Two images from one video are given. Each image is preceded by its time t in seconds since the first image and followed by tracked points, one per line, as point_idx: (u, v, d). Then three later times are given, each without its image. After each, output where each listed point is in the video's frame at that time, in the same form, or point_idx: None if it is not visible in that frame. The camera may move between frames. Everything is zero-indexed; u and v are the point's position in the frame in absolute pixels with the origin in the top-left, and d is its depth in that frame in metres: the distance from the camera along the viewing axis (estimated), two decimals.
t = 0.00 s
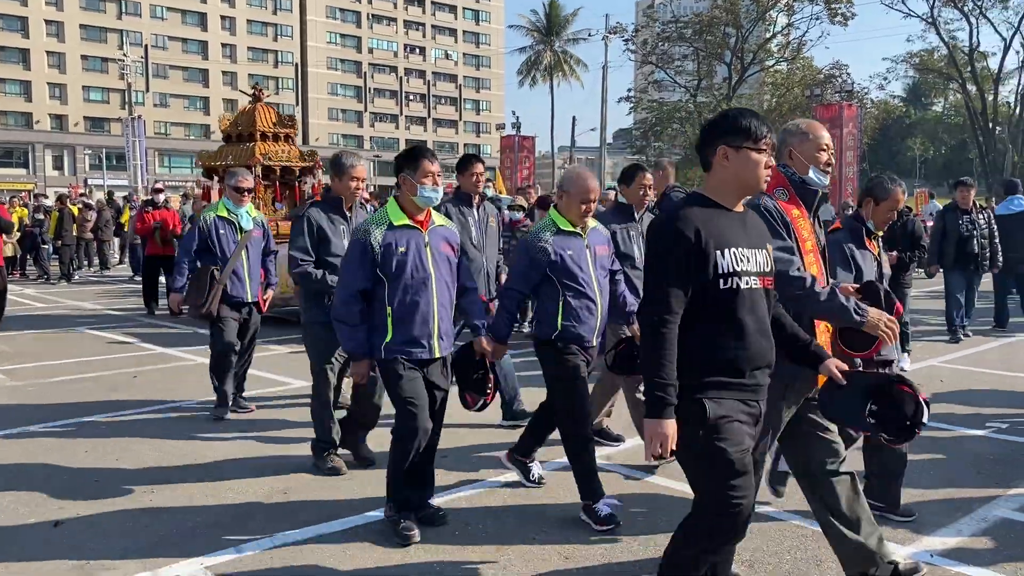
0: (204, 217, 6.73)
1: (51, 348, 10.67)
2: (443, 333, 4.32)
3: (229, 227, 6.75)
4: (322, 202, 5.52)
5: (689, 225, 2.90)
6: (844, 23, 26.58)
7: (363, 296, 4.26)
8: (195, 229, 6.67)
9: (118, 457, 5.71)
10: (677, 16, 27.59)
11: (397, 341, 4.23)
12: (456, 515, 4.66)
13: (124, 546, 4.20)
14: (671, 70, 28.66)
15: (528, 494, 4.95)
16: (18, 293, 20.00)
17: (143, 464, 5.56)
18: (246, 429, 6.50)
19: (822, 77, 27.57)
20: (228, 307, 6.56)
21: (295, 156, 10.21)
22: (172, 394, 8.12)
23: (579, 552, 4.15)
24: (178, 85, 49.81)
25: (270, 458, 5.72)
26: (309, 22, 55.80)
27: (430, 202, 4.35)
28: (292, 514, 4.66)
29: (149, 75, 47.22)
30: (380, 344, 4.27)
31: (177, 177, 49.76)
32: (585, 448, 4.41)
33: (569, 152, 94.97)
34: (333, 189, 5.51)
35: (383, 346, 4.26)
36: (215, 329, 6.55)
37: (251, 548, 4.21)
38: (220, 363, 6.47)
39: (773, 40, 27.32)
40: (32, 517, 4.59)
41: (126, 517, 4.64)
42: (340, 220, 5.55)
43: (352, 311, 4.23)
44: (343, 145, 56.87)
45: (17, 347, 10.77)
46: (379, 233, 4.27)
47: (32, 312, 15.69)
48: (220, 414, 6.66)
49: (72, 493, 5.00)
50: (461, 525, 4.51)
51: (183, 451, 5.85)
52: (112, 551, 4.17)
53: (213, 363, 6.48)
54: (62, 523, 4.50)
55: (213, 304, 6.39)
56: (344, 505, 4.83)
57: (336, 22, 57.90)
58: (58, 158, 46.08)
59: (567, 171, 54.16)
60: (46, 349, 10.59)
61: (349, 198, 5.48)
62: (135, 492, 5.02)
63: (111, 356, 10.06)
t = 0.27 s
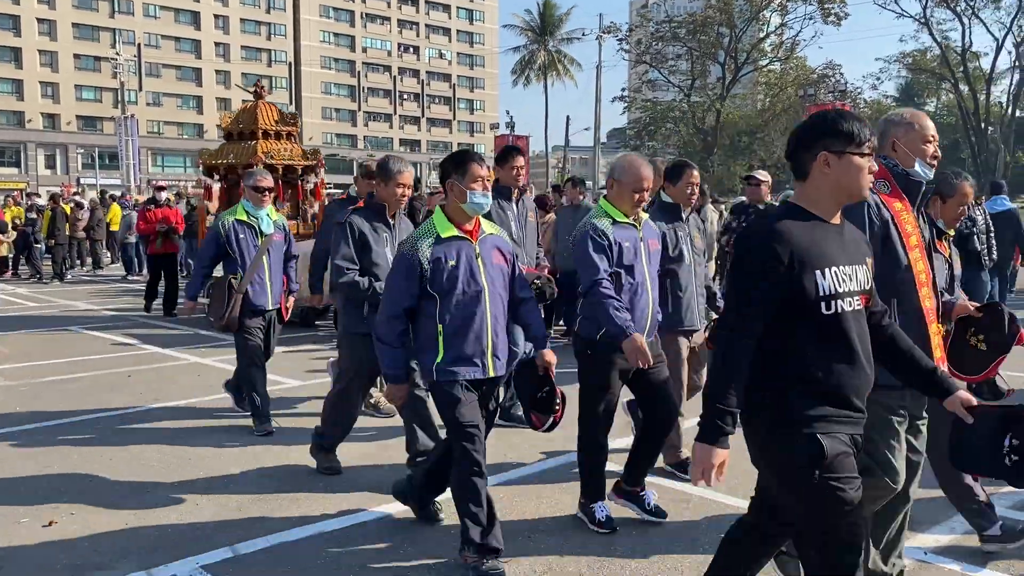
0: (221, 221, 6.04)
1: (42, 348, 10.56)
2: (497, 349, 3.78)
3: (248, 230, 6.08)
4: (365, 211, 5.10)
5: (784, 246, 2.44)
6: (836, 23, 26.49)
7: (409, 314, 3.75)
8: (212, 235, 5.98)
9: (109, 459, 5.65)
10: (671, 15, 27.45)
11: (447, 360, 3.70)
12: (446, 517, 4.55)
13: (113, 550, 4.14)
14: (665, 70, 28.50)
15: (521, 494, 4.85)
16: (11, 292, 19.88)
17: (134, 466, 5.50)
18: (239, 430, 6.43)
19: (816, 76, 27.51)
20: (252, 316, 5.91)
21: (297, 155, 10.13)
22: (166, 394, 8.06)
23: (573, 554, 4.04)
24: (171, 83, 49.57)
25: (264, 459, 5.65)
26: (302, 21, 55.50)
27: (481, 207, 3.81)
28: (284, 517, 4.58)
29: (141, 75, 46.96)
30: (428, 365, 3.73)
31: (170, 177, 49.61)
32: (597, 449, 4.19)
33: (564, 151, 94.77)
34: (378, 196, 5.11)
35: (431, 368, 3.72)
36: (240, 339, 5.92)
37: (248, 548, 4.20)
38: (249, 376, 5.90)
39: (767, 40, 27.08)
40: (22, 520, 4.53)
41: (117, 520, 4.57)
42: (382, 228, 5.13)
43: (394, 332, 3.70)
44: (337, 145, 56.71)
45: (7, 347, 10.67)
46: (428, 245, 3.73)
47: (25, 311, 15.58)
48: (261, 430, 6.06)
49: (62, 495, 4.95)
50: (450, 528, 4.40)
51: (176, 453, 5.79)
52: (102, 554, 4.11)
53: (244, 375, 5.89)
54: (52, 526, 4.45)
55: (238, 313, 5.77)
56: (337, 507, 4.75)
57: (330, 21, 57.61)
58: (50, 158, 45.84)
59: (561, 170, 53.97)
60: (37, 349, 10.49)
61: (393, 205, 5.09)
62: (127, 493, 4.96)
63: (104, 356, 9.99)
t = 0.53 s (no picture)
0: (257, 214, 5.89)
1: (41, 348, 10.52)
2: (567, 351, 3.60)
3: (285, 228, 5.95)
4: (419, 202, 4.83)
5: (911, 232, 2.29)
6: (836, 24, 26.48)
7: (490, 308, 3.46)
8: (249, 230, 5.82)
9: (109, 462, 5.64)
10: (671, 16, 27.34)
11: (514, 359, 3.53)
12: (440, 519, 4.48)
13: (118, 545, 4.14)
14: (667, 70, 28.24)
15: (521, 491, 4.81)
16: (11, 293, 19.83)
17: (137, 468, 5.48)
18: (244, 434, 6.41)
19: (817, 77, 27.40)
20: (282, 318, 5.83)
21: (308, 155, 10.06)
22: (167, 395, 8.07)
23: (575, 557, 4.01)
24: (172, 85, 49.49)
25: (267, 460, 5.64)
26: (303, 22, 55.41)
27: (552, 197, 3.60)
28: (287, 516, 4.55)
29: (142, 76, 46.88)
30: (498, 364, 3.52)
31: (171, 178, 49.70)
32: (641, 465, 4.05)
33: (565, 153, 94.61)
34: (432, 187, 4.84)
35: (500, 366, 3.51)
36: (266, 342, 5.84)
37: (249, 549, 4.13)
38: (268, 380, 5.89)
39: (768, 41, 26.84)
40: (25, 518, 4.54)
41: (122, 518, 4.56)
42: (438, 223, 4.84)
43: (476, 325, 3.40)
44: (338, 146, 56.63)
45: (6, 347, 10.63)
46: (497, 232, 3.54)
47: (25, 312, 15.54)
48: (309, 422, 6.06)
49: (64, 494, 4.95)
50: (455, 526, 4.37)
51: (176, 455, 5.77)
52: (106, 551, 4.12)
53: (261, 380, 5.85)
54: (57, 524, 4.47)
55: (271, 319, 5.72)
56: (338, 506, 4.71)
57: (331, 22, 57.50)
58: (51, 159, 45.86)
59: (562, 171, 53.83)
60: (35, 349, 10.45)
61: (451, 197, 4.81)
62: (131, 492, 4.95)
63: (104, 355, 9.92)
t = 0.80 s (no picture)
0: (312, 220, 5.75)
1: (50, 351, 10.57)
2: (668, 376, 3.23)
3: (340, 235, 5.78)
4: (478, 216, 4.46)
5: None
6: (843, 26, 26.46)
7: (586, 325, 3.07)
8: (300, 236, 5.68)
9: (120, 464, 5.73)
10: (678, 19, 27.28)
11: (612, 383, 3.15)
12: (447, 521, 4.49)
13: (122, 550, 4.16)
14: (674, 73, 28.38)
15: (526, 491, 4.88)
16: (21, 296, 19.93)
17: (148, 471, 5.56)
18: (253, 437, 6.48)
19: (824, 79, 27.36)
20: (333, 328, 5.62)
21: (326, 157, 10.09)
22: (177, 398, 8.13)
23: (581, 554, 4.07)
24: (182, 88, 49.66)
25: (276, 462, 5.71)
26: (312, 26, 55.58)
27: (652, 207, 3.21)
28: (296, 515, 4.63)
29: (152, 80, 47.06)
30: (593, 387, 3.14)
31: (180, 181, 49.88)
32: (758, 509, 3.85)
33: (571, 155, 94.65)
34: (495, 201, 4.47)
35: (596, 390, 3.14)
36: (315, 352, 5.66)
37: (262, 550, 4.17)
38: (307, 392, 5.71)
39: (776, 43, 27.15)
40: (38, 518, 4.63)
41: (133, 517, 4.65)
42: (500, 242, 4.44)
43: (571, 347, 3.02)
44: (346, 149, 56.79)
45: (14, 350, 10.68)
46: (594, 243, 3.13)
47: (34, 315, 15.60)
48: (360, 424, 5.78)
49: (76, 495, 5.04)
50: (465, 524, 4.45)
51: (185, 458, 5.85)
52: (118, 549, 4.20)
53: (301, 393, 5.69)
54: (69, 524, 4.55)
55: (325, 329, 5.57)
56: (346, 505, 4.78)
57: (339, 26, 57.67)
58: (61, 162, 45.98)
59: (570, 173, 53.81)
60: (45, 352, 10.51)
61: (514, 211, 4.44)
62: (135, 495, 5.00)
63: (112, 358, 10.00)
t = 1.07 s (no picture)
0: (364, 224, 5.43)
1: (68, 353, 10.62)
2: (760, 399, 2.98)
3: (394, 239, 5.46)
4: (558, 214, 4.32)
5: None
6: (859, 30, 26.19)
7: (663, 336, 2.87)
8: (354, 242, 5.37)
9: (137, 472, 5.72)
10: (692, 22, 27.06)
11: (708, 396, 2.86)
12: (459, 529, 4.47)
13: (134, 560, 4.13)
14: (687, 77, 27.90)
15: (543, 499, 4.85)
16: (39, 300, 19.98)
17: (165, 477, 5.55)
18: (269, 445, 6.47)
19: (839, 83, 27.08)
20: (398, 338, 5.31)
21: (351, 161, 10.00)
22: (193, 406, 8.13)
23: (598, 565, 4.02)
24: (197, 93, 49.81)
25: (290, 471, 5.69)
26: (326, 32, 55.67)
27: (758, 207, 2.96)
28: (309, 524, 4.59)
29: (168, 85, 47.25)
30: (681, 400, 2.89)
31: (195, 186, 50.05)
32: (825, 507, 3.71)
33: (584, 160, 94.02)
34: (570, 197, 4.32)
35: (684, 403, 2.88)
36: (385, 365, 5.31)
37: (278, 552, 4.22)
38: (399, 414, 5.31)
39: (791, 47, 26.87)
40: (55, 524, 4.63)
41: (149, 524, 4.64)
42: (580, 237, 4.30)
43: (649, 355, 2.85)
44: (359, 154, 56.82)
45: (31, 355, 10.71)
46: (691, 249, 2.88)
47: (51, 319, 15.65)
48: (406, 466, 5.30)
49: (92, 503, 5.04)
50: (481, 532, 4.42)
51: (201, 465, 5.84)
52: (135, 556, 4.19)
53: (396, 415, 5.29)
54: (86, 532, 4.53)
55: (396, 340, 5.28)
56: (360, 512, 4.75)
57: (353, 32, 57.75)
58: (78, 167, 46.16)
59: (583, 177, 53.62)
60: (62, 355, 10.55)
61: (593, 207, 4.27)
62: (150, 503, 4.98)
63: (130, 362, 10.00)
